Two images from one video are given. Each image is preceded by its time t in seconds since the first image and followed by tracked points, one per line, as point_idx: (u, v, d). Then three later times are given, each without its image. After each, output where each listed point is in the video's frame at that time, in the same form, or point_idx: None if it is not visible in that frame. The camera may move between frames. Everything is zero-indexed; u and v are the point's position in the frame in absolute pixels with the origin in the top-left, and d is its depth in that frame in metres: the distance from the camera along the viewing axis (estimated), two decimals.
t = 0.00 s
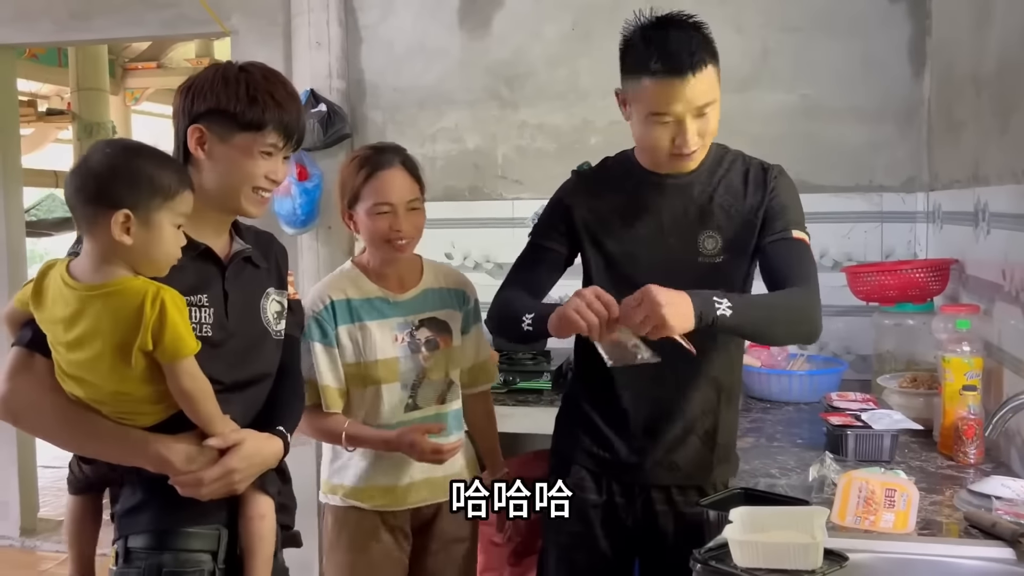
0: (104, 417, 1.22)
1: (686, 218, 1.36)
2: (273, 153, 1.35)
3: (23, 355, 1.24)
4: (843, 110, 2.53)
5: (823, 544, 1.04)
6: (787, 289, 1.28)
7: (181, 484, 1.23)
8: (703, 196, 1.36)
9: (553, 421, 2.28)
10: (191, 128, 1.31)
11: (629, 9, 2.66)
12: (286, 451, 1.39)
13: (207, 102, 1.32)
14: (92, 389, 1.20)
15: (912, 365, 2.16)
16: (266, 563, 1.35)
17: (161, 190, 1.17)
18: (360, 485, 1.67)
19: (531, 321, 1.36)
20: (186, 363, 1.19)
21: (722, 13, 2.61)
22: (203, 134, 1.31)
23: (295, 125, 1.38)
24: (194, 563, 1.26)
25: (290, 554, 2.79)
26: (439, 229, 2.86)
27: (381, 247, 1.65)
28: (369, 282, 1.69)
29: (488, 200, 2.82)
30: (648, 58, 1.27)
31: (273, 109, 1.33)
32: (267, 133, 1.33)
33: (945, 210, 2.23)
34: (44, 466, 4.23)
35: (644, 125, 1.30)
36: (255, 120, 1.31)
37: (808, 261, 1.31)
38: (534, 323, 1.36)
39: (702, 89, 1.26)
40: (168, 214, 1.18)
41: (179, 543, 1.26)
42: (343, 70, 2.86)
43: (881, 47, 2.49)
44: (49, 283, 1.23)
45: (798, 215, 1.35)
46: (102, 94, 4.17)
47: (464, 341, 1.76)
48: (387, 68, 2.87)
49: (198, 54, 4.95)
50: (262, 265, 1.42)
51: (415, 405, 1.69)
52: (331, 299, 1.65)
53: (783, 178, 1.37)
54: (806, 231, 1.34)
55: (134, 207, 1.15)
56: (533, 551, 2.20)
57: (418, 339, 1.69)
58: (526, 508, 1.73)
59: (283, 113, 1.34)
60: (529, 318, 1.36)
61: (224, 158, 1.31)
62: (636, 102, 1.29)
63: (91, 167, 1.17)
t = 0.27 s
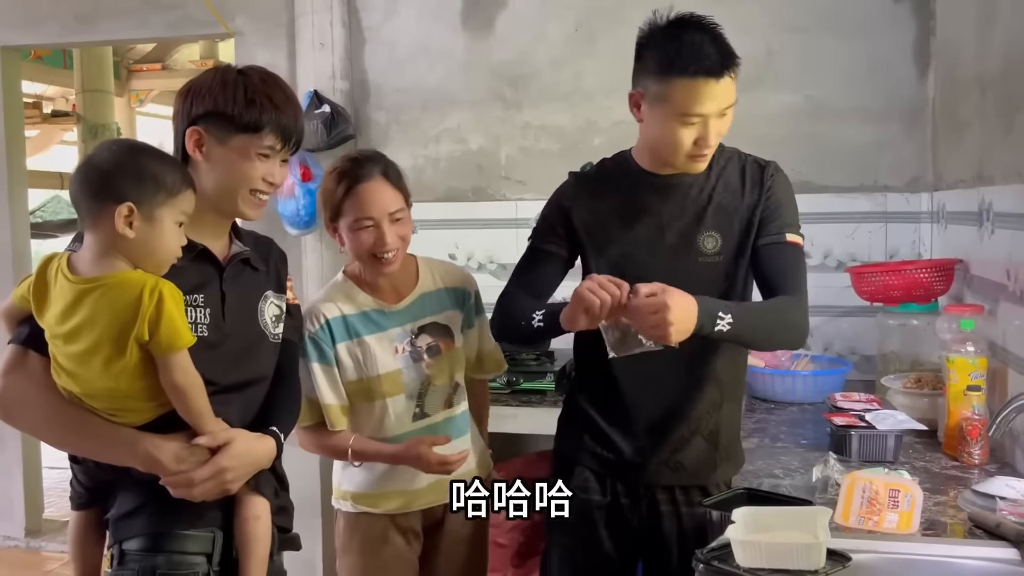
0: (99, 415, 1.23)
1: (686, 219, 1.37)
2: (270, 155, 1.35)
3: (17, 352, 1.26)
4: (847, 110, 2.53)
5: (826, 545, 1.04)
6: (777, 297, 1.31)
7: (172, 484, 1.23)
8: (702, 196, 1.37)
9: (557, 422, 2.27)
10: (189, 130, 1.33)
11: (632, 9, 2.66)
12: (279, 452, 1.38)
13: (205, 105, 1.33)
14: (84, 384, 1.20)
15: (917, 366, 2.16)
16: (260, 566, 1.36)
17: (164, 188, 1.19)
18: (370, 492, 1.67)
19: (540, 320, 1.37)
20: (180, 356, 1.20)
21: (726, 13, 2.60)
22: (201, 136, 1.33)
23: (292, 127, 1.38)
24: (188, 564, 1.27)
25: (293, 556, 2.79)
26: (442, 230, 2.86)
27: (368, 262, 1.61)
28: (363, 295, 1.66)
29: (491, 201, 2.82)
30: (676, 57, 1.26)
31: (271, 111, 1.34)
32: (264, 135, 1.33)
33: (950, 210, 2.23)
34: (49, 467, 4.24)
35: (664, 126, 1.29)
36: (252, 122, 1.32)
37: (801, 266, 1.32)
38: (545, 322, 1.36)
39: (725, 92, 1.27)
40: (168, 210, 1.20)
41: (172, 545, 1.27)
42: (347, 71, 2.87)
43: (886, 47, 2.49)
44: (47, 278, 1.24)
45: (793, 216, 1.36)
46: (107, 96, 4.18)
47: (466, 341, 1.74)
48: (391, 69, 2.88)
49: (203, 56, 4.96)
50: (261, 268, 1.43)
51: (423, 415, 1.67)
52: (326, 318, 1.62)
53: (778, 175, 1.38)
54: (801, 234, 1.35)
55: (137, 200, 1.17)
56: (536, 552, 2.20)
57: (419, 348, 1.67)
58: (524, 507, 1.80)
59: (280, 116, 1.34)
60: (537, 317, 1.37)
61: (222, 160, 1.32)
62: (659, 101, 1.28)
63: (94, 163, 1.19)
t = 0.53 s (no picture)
0: (101, 417, 1.24)
1: (696, 220, 1.37)
2: (267, 156, 1.35)
3: (22, 357, 1.27)
4: (852, 110, 2.52)
5: (830, 545, 1.04)
6: (786, 304, 1.33)
7: (178, 484, 1.23)
8: (713, 199, 1.37)
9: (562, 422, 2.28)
10: (186, 132, 1.34)
11: (636, 9, 2.66)
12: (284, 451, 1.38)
13: (202, 106, 1.34)
14: (85, 386, 1.21)
15: (922, 366, 2.15)
16: (268, 565, 1.36)
17: (157, 186, 1.20)
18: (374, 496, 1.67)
19: (551, 319, 1.38)
20: (177, 354, 1.20)
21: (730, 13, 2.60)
22: (198, 138, 1.34)
23: (289, 129, 1.38)
24: (194, 564, 1.28)
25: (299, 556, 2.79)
26: (447, 230, 2.87)
27: (375, 278, 1.60)
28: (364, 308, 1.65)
29: (496, 201, 2.82)
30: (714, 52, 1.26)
31: (267, 112, 1.34)
32: (261, 136, 1.33)
33: (955, 209, 2.22)
34: (56, 467, 4.26)
35: (694, 121, 1.28)
36: (248, 123, 1.32)
37: (808, 279, 1.35)
38: (554, 322, 1.37)
39: (756, 90, 1.28)
40: (162, 210, 1.21)
41: (178, 546, 1.27)
42: (352, 72, 2.87)
43: (891, 46, 2.48)
44: (44, 285, 1.25)
45: (800, 226, 1.38)
46: (114, 97, 4.19)
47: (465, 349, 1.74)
48: (396, 70, 2.88)
49: (208, 57, 4.97)
50: (263, 269, 1.43)
51: (427, 427, 1.67)
52: (327, 336, 1.60)
53: (787, 181, 1.39)
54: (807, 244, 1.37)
55: (130, 200, 1.18)
56: (542, 553, 2.20)
57: (420, 361, 1.66)
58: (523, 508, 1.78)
59: (276, 117, 1.35)
60: (548, 316, 1.38)
61: (219, 161, 1.33)
62: (692, 95, 1.27)
63: (89, 165, 1.20)
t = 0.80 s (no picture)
0: (108, 419, 1.24)
1: (708, 225, 1.38)
2: (266, 157, 1.36)
3: (26, 362, 1.27)
4: (857, 111, 2.52)
5: (837, 547, 1.04)
6: (794, 310, 1.38)
7: (184, 486, 1.24)
8: (726, 203, 1.38)
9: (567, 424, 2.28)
10: (184, 135, 1.34)
11: (641, 10, 2.66)
12: (289, 453, 1.39)
13: (199, 109, 1.35)
14: (92, 388, 1.21)
15: (928, 368, 2.15)
16: (274, 566, 1.36)
17: (156, 188, 1.21)
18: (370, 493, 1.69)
19: (569, 322, 1.40)
20: (185, 354, 1.21)
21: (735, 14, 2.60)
22: (196, 141, 1.34)
23: (287, 129, 1.38)
24: (200, 566, 1.28)
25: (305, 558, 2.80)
26: (452, 232, 2.87)
27: (390, 280, 1.61)
28: (373, 314, 1.66)
29: (501, 203, 2.82)
30: (768, 60, 1.25)
31: (264, 113, 1.34)
32: (259, 138, 1.34)
33: (961, 211, 2.22)
34: (62, 469, 4.27)
35: (739, 127, 1.28)
36: (245, 125, 1.32)
37: (812, 285, 1.39)
38: (573, 325, 1.39)
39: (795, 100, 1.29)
40: (163, 212, 1.21)
41: (184, 548, 1.28)
42: (356, 74, 2.88)
43: (896, 47, 2.48)
44: (48, 290, 1.25)
45: (807, 231, 1.41)
46: (120, 100, 4.21)
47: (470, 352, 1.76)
48: (400, 72, 2.89)
49: (213, 59, 4.99)
50: (266, 271, 1.44)
51: (430, 431, 1.70)
52: (335, 339, 1.64)
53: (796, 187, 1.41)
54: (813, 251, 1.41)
55: (131, 204, 1.19)
56: (547, 555, 2.20)
57: (426, 365, 1.68)
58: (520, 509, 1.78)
59: (273, 118, 1.35)
60: (566, 319, 1.40)
61: (217, 163, 1.33)
62: (742, 103, 1.26)
63: (91, 170, 1.20)
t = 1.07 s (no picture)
0: (113, 421, 1.24)
1: (722, 224, 1.39)
2: (269, 158, 1.35)
3: (30, 363, 1.27)
4: (861, 111, 2.51)
5: (842, 549, 1.04)
6: (807, 312, 1.41)
7: (189, 488, 1.24)
8: (738, 204, 1.40)
9: (569, 425, 2.27)
10: (188, 135, 1.34)
11: (644, 11, 2.66)
12: (292, 454, 1.38)
13: (203, 110, 1.35)
14: (97, 389, 1.21)
15: (933, 369, 2.14)
16: (276, 568, 1.36)
17: (164, 190, 1.20)
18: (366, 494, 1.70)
19: (598, 308, 1.32)
20: (190, 357, 1.21)
21: (737, 14, 2.59)
22: (200, 141, 1.34)
23: (291, 130, 1.38)
24: (203, 567, 1.28)
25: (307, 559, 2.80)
26: (455, 233, 2.87)
27: (395, 286, 1.61)
28: (376, 319, 1.66)
29: (504, 204, 2.82)
30: (795, 65, 1.26)
31: (268, 114, 1.34)
32: (262, 139, 1.34)
33: (965, 211, 2.21)
34: (65, 469, 4.28)
35: (761, 129, 1.29)
36: (249, 125, 1.32)
37: (820, 289, 1.44)
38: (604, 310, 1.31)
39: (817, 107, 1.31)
40: (171, 213, 1.21)
41: (187, 549, 1.28)
42: (359, 75, 2.88)
43: (900, 47, 2.47)
44: (55, 290, 1.25)
45: (813, 235, 1.45)
46: (123, 101, 4.21)
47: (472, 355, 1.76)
48: (403, 72, 2.89)
49: (216, 61, 4.99)
50: (268, 273, 1.43)
51: (432, 434, 1.69)
52: (338, 344, 1.63)
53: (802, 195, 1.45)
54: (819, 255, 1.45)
55: (140, 206, 1.19)
56: (551, 556, 2.20)
57: (429, 369, 1.68)
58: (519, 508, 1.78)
59: (277, 119, 1.35)
60: (595, 306, 1.32)
61: (221, 163, 1.33)
62: (766, 105, 1.27)
63: (99, 170, 1.20)
